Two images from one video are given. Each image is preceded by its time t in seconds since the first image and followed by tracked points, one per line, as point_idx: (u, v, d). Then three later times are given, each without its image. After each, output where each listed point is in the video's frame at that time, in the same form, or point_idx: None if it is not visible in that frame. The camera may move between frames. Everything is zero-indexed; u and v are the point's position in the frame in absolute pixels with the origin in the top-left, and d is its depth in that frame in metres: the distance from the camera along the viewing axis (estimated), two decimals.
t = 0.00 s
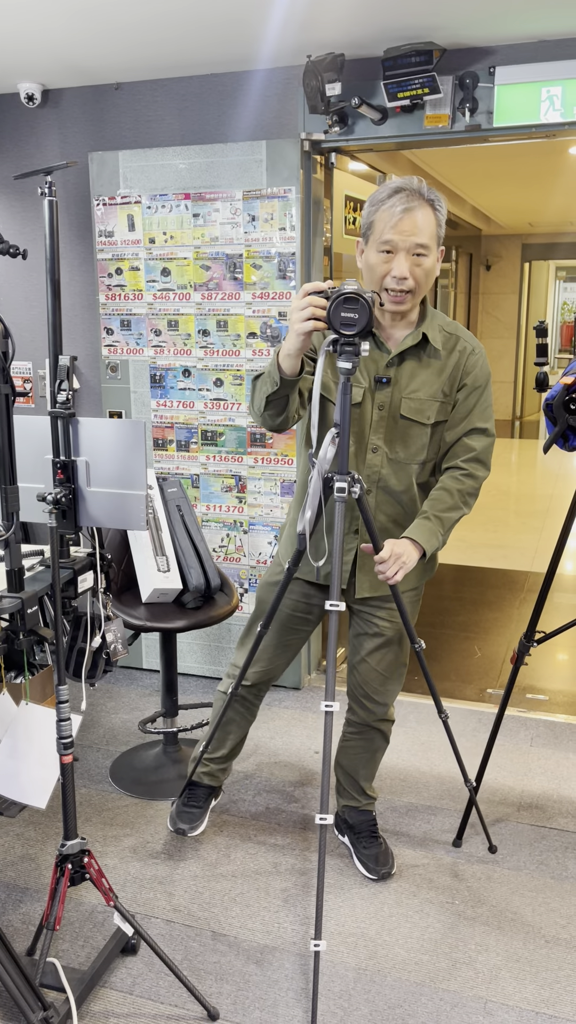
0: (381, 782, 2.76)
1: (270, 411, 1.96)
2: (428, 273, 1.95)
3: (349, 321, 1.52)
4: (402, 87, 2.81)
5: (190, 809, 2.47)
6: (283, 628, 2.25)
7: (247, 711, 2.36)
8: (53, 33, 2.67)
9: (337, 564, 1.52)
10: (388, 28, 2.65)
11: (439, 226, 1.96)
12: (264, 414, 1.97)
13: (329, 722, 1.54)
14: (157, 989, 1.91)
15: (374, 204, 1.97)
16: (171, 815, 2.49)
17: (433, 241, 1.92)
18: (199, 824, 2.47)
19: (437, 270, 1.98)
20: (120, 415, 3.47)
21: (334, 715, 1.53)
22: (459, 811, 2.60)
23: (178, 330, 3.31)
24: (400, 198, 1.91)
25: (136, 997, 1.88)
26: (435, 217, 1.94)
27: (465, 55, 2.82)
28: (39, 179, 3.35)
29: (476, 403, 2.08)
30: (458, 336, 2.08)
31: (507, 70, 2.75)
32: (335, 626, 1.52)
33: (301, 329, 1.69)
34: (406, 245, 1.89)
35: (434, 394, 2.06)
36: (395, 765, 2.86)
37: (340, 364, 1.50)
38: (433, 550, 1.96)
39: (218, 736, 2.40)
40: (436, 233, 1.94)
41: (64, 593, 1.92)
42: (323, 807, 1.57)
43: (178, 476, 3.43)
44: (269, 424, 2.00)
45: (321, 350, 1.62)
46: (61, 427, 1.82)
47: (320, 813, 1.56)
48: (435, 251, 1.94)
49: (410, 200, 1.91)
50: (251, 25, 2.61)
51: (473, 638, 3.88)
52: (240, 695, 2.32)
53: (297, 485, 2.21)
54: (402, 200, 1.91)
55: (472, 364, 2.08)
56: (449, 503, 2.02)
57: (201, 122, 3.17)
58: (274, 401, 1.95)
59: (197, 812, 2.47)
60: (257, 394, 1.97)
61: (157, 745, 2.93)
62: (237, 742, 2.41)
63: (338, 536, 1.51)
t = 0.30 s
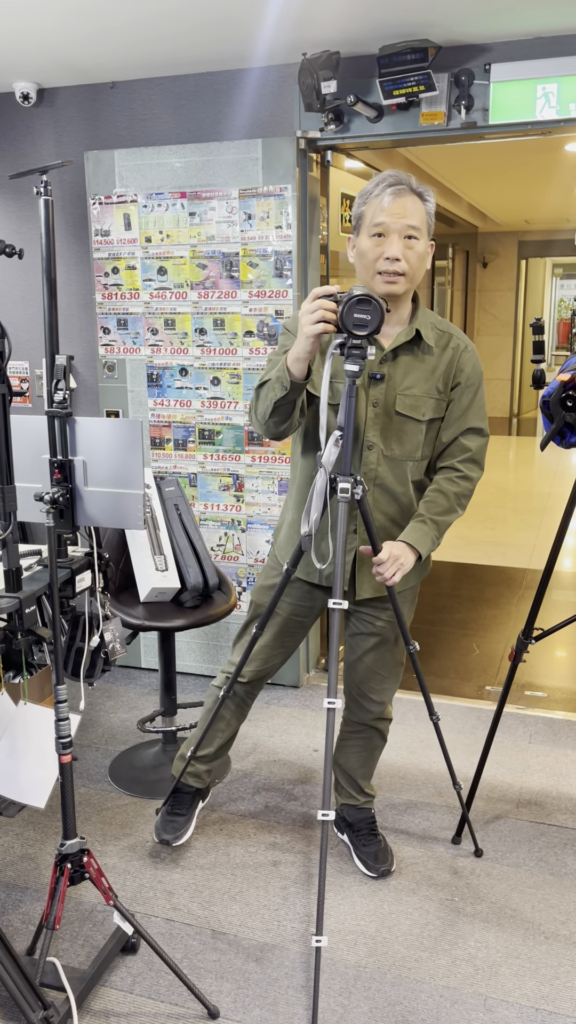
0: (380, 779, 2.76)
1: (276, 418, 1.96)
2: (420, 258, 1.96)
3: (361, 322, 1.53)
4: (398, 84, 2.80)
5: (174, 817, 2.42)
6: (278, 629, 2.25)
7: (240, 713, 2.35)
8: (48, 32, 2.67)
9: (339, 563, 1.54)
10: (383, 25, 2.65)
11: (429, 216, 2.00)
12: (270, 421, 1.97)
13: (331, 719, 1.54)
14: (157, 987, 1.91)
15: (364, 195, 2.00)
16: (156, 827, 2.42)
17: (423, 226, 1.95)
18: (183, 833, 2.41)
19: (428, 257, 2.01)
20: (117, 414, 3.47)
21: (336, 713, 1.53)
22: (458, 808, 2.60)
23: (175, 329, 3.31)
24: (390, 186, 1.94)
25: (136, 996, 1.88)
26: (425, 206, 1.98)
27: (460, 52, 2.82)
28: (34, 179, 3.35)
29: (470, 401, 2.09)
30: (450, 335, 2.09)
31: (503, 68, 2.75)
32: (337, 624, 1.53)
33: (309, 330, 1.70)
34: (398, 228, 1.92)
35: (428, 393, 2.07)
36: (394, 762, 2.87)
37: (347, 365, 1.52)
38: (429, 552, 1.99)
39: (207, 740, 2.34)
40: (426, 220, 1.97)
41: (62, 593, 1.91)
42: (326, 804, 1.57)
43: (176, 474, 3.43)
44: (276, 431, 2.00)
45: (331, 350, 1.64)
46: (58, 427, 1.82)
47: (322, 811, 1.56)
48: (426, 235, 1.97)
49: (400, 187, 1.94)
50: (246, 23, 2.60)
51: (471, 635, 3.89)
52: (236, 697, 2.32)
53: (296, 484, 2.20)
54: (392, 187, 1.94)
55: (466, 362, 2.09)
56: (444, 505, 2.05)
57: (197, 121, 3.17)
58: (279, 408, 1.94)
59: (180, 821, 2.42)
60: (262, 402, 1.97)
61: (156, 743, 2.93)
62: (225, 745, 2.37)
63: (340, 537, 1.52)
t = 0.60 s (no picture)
0: (379, 775, 2.77)
1: (263, 419, 1.97)
2: (403, 251, 1.96)
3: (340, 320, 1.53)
4: (393, 81, 2.80)
5: (168, 831, 2.37)
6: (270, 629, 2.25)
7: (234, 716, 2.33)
8: (41, 30, 2.66)
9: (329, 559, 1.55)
10: (377, 21, 2.65)
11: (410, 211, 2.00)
12: (258, 423, 1.98)
13: (324, 715, 1.54)
14: (157, 984, 1.91)
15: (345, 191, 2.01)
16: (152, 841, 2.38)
17: (405, 219, 1.96)
18: (177, 847, 2.36)
19: (410, 251, 2.01)
20: (114, 412, 3.47)
21: (328, 708, 1.54)
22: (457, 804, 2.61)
23: (171, 327, 3.31)
24: (371, 180, 1.95)
25: (137, 992, 1.89)
26: (406, 200, 1.99)
27: (455, 48, 2.82)
28: (29, 177, 3.35)
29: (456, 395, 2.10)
30: (436, 329, 2.10)
31: (498, 63, 2.75)
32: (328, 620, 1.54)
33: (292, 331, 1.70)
34: (380, 220, 1.92)
35: (415, 387, 2.07)
36: (393, 758, 2.87)
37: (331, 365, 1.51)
38: (418, 549, 2.01)
39: (202, 746, 2.33)
40: (408, 214, 1.98)
41: (60, 592, 1.92)
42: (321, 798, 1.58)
43: (173, 472, 3.43)
44: (264, 432, 2.01)
45: (313, 351, 1.65)
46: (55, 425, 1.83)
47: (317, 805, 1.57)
48: (407, 229, 1.97)
49: (381, 181, 1.95)
50: (240, 20, 2.60)
51: (470, 631, 3.89)
52: (229, 702, 2.30)
53: (284, 484, 2.20)
54: (373, 181, 1.95)
55: (451, 356, 2.10)
56: (433, 501, 2.06)
57: (192, 118, 3.17)
58: (266, 409, 1.95)
59: (176, 831, 2.38)
60: (250, 404, 1.98)
61: (155, 741, 2.93)
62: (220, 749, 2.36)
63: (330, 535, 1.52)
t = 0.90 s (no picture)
0: (376, 769, 2.77)
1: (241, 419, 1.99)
2: (374, 244, 1.97)
3: (316, 316, 1.53)
4: (386, 75, 2.79)
5: (167, 830, 2.38)
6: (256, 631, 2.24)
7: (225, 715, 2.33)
8: (33, 26, 2.65)
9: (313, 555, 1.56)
10: (370, 15, 2.64)
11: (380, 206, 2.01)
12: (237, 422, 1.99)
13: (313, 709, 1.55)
14: (155, 979, 1.92)
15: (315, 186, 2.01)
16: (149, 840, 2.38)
17: (375, 212, 1.96)
18: (177, 844, 2.36)
19: (381, 244, 2.01)
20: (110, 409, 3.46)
21: (317, 703, 1.55)
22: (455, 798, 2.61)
23: (166, 323, 3.31)
24: (341, 174, 1.96)
25: (135, 987, 1.89)
26: (377, 194, 1.99)
27: (449, 42, 2.81)
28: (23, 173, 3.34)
29: (432, 387, 2.11)
30: (409, 321, 2.11)
31: (491, 57, 2.75)
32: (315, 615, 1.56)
33: (271, 328, 1.70)
34: (350, 213, 1.92)
35: (391, 379, 2.08)
36: (390, 753, 2.88)
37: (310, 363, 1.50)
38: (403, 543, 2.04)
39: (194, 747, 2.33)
40: (378, 207, 1.99)
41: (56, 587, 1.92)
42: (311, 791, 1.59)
43: (169, 469, 3.43)
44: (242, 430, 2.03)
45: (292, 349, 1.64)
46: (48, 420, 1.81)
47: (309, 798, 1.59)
48: (378, 222, 1.98)
49: (350, 175, 1.96)
50: (232, 15, 2.60)
51: (467, 626, 3.89)
52: (218, 704, 2.30)
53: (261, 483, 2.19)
54: (343, 175, 1.95)
55: (426, 347, 2.11)
56: (415, 495, 2.08)
57: (186, 114, 3.16)
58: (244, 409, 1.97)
59: (175, 830, 2.38)
60: (228, 403, 1.99)
61: (152, 737, 2.94)
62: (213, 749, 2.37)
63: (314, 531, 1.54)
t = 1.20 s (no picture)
0: (375, 764, 2.78)
1: (230, 418, 1.98)
2: (357, 238, 1.96)
3: (299, 313, 1.53)
4: (381, 70, 2.79)
5: (167, 827, 2.38)
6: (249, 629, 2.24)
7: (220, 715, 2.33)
8: (27, 22, 2.65)
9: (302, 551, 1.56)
10: (364, 10, 2.64)
11: (364, 201, 2.00)
12: (226, 421, 1.99)
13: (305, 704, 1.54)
14: (154, 974, 1.92)
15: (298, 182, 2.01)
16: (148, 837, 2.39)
17: (358, 206, 1.96)
18: (176, 841, 2.37)
19: (364, 239, 2.01)
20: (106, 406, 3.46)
21: (309, 698, 1.55)
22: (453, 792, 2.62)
23: (162, 320, 3.30)
24: (323, 169, 1.96)
25: (134, 983, 1.90)
26: (360, 189, 1.99)
27: (444, 36, 2.81)
28: (17, 170, 3.33)
29: (419, 380, 2.11)
30: (394, 315, 2.11)
31: (486, 51, 2.74)
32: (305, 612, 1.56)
33: (256, 327, 1.71)
34: (333, 207, 1.92)
35: (377, 373, 2.08)
36: (388, 748, 2.88)
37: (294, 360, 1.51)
38: (393, 538, 2.05)
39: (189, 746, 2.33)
40: (361, 202, 1.98)
41: (52, 585, 1.92)
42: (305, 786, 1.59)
43: (166, 466, 3.43)
44: (232, 430, 2.02)
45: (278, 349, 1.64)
46: (44, 417, 1.80)
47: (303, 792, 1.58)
48: (361, 217, 1.97)
49: (332, 170, 1.95)
50: (226, 11, 2.59)
51: (464, 621, 3.90)
52: (214, 703, 2.31)
53: (251, 483, 2.19)
54: (324, 169, 1.95)
55: (412, 341, 2.11)
56: (405, 490, 2.09)
57: (180, 110, 3.16)
58: (233, 408, 1.97)
59: (175, 829, 2.38)
60: (216, 402, 1.98)
61: (151, 733, 2.94)
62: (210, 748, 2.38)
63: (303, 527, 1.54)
